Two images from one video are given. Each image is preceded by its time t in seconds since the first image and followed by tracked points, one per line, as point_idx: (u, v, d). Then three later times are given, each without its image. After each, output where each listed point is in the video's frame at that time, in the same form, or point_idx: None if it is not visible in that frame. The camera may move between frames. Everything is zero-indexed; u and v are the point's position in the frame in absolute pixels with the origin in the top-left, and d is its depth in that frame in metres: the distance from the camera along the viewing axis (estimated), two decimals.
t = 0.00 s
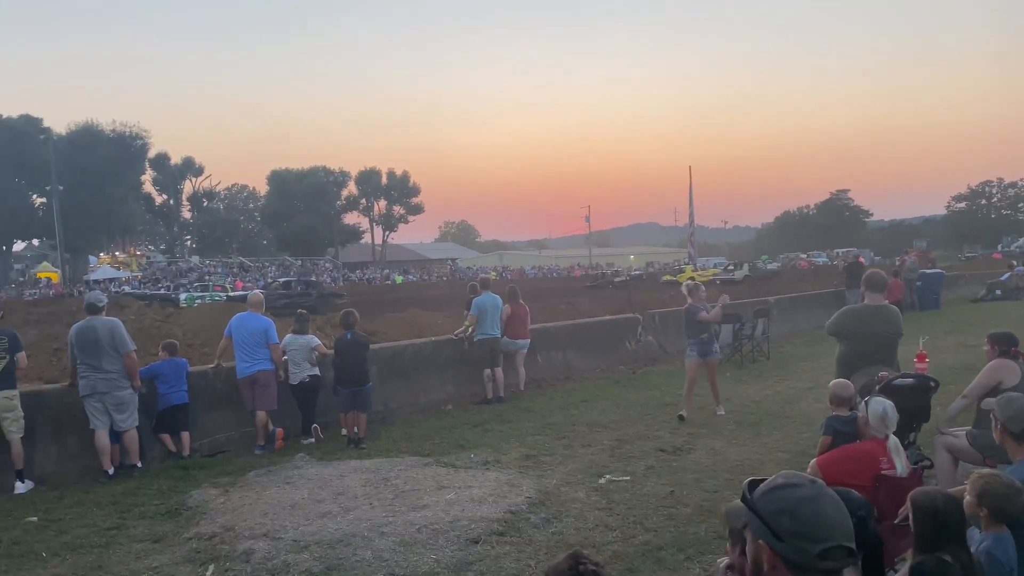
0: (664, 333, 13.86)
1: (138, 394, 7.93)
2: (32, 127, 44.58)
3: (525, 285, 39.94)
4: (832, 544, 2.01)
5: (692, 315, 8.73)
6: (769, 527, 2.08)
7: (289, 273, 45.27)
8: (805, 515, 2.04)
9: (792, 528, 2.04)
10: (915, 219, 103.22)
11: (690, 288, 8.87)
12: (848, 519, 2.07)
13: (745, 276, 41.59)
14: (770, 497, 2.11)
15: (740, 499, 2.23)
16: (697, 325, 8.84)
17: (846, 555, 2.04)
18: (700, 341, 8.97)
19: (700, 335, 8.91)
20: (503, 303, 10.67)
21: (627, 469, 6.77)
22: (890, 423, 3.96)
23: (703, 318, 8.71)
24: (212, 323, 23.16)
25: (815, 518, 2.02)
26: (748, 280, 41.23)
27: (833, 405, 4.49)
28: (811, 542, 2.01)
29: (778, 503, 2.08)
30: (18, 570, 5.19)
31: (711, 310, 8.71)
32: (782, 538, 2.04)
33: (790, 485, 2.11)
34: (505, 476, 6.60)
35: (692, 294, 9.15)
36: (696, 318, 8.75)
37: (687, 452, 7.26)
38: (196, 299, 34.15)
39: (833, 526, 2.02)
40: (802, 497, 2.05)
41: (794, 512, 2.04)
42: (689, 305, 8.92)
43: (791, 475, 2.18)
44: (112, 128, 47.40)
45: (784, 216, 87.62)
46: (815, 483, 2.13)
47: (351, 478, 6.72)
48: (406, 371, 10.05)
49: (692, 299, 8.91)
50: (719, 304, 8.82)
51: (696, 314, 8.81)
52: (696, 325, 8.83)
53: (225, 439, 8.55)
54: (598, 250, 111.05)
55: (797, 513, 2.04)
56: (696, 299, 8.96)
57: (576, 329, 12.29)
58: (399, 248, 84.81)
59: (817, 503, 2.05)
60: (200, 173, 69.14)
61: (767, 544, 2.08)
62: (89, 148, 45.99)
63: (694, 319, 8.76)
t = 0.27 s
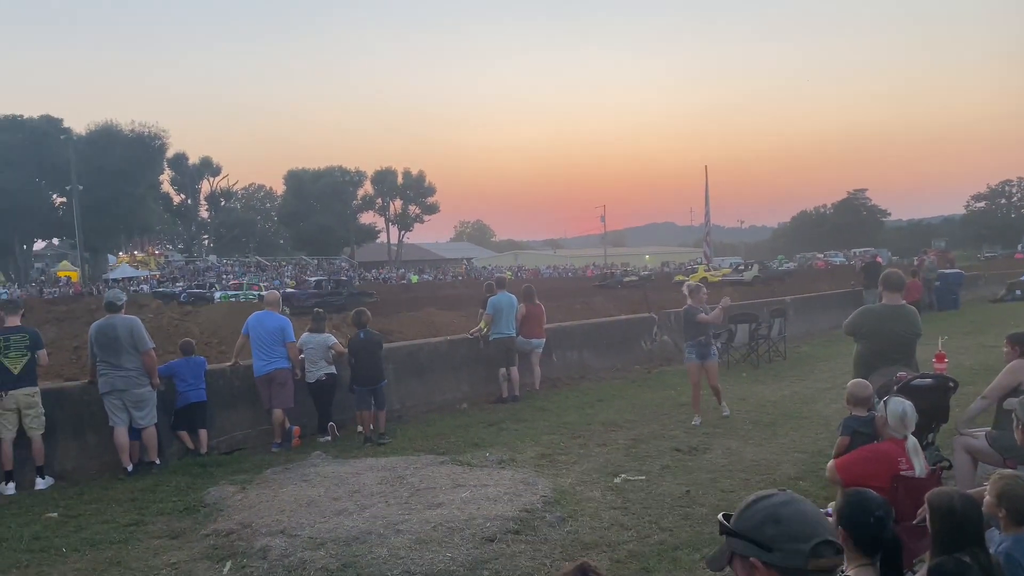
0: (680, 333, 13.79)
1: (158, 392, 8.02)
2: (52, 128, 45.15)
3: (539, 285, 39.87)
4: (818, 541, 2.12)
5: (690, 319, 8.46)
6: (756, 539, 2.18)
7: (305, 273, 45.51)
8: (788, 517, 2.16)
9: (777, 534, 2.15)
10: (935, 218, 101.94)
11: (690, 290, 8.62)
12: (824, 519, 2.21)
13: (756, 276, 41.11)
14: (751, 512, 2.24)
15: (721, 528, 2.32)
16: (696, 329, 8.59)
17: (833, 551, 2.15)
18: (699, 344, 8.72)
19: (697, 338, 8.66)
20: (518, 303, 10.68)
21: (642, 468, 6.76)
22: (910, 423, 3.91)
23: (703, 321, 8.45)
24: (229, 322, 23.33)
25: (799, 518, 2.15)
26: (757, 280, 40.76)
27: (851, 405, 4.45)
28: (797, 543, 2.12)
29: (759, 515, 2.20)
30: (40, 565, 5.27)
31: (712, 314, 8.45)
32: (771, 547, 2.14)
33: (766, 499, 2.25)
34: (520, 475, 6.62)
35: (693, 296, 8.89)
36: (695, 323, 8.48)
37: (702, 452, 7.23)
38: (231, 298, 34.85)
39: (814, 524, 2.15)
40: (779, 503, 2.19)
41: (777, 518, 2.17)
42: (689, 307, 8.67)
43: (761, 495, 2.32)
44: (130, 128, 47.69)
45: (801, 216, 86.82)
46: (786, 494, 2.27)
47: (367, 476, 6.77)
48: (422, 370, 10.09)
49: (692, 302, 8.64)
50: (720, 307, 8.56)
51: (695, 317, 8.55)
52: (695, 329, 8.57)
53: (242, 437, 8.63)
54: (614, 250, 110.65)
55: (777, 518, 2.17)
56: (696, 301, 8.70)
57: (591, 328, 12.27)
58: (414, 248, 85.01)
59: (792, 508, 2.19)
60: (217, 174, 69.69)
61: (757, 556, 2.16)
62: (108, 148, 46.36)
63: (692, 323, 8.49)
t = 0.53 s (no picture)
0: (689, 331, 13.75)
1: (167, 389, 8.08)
2: (64, 126, 45.54)
3: (547, 283, 39.89)
4: (778, 560, 2.02)
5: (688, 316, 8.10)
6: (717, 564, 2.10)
7: (314, 271, 45.67)
8: (744, 539, 2.07)
9: (736, 557, 2.06)
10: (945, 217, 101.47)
11: (689, 288, 8.28)
12: (787, 529, 2.11)
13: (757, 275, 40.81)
14: (711, 538, 2.16)
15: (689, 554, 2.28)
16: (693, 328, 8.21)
17: (800, 565, 2.06)
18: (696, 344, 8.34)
19: (694, 338, 8.27)
20: (526, 300, 10.67)
21: (650, 466, 6.76)
22: (918, 421, 3.89)
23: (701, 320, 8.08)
24: (238, 319, 23.45)
25: (753, 539, 2.05)
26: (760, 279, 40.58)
27: (859, 404, 4.42)
28: (757, 563, 2.03)
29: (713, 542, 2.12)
30: (50, 560, 5.33)
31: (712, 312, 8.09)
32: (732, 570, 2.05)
33: (726, 520, 2.16)
34: (528, 472, 6.63)
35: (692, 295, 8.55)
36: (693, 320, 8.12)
37: (711, 450, 7.22)
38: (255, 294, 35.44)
39: (774, 539, 2.05)
40: (735, 525, 2.10)
41: (732, 541, 2.08)
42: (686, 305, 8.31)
43: (725, 513, 2.24)
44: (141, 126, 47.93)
45: (809, 215, 86.56)
46: (747, 510, 2.19)
47: (375, 472, 6.79)
48: (430, 367, 10.11)
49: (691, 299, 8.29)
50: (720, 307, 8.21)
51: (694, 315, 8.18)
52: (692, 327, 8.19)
53: (251, 433, 8.68)
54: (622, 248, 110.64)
55: (735, 538, 2.08)
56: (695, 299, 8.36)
57: (600, 326, 12.26)
58: (423, 246, 85.15)
59: (750, 524, 2.10)
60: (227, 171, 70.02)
61: None
62: (119, 146, 46.61)
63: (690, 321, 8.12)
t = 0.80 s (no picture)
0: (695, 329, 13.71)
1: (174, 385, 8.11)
2: (71, 123, 45.81)
3: (553, 281, 39.87)
4: None
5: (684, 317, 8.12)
6: None
7: (320, 268, 45.74)
8: (705, 558, 2.06)
9: None
10: (952, 216, 100.99)
11: (687, 290, 8.30)
12: (751, 544, 2.09)
13: (756, 276, 40.54)
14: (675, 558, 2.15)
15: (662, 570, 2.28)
16: (689, 329, 8.20)
17: None
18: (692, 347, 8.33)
19: (691, 341, 8.26)
20: (531, 299, 10.67)
21: (655, 464, 6.75)
22: (925, 421, 3.87)
23: (697, 321, 8.09)
24: (244, 316, 23.50)
25: (716, 558, 2.04)
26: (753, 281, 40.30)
27: (864, 404, 4.41)
28: None
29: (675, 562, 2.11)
30: (57, 555, 5.36)
31: (708, 314, 8.11)
32: None
33: (688, 539, 2.15)
34: (533, 471, 6.63)
35: (689, 298, 8.57)
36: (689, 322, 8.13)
37: (715, 449, 7.21)
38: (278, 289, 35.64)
39: (739, 556, 2.03)
40: (695, 543, 2.09)
41: (697, 560, 2.06)
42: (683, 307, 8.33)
43: (691, 529, 2.23)
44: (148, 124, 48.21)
45: (816, 214, 86.31)
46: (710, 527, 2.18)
47: (380, 469, 6.81)
48: (436, 365, 10.12)
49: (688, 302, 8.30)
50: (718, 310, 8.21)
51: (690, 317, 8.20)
52: (689, 329, 8.18)
53: (257, 430, 8.71)
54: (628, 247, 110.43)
55: (698, 559, 2.06)
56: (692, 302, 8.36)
57: (605, 325, 12.25)
58: (429, 244, 85.20)
59: (712, 542, 2.09)
60: (233, 169, 70.22)
61: None
62: (125, 143, 46.83)
63: (687, 322, 8.13)
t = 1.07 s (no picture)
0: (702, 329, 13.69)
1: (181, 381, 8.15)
2: (79, 119, 45.82)
3: (559, 280, 39.84)
4: None
5: (678, 318, 8.03)
6: None
7: (326, 265, 45.82)
8: (701, 564, 2.08)
9: None
10: (960, 217, 100.36)
11: (683, 291, 8.23)
12: (742, 551, 2.12)
13: (756, 276, 40.09)
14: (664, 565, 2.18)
15: None
16: (683, 331, 8.13)
17: None
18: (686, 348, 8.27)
19: (685, 342, 8.18)
20: (536, 297, 10.68)
21: (661, 464, 6.76)
22: (931, 421, 3.87)
23: (691, 323, 8.00)
24: (251, 313, 23.59)
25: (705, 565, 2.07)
26: (754, 280, 39.86)
27: (871, 404, 4.40)
28: None
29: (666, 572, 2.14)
30: (65, 549, 5.40)
31: (703, 316, 8.03)
32: None
33: (678, 545, 2.19)
34: (538, 469, 6.64)
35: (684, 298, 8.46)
36: (683, 323, 8.04)
37: (721, 449, 7.21)
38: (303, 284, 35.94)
39: (730, 562, 2.06)
40: (689, 549, 2.11)
41: (689, 565, 2.10)
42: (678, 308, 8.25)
43: (683, 536, 2.26)
44: (156, 120, 48.19)
45: (823, 214, 85.92)
46: (701, 534, 2.21)
47: (386, 467, 6.83)
48: (441, 363, 10.14)
49: (683, 302, 8.21)
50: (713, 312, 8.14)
51: (684, 318, 8.12)
52: (682, 330, 8.12)
53: (263, 426, 8.75)
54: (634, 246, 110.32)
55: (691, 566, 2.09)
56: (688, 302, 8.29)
57: (610, 324, 12.25)
58: (435, 241, 85.28)
59: (702, 549, 2.12)
60: (241, 166, 70.41)
61: None
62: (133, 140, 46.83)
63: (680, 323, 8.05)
